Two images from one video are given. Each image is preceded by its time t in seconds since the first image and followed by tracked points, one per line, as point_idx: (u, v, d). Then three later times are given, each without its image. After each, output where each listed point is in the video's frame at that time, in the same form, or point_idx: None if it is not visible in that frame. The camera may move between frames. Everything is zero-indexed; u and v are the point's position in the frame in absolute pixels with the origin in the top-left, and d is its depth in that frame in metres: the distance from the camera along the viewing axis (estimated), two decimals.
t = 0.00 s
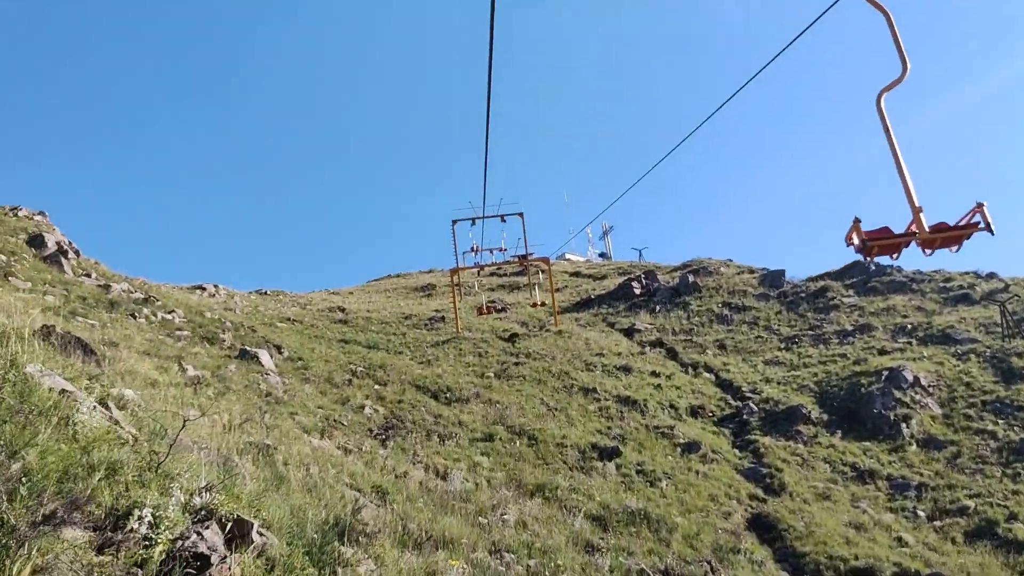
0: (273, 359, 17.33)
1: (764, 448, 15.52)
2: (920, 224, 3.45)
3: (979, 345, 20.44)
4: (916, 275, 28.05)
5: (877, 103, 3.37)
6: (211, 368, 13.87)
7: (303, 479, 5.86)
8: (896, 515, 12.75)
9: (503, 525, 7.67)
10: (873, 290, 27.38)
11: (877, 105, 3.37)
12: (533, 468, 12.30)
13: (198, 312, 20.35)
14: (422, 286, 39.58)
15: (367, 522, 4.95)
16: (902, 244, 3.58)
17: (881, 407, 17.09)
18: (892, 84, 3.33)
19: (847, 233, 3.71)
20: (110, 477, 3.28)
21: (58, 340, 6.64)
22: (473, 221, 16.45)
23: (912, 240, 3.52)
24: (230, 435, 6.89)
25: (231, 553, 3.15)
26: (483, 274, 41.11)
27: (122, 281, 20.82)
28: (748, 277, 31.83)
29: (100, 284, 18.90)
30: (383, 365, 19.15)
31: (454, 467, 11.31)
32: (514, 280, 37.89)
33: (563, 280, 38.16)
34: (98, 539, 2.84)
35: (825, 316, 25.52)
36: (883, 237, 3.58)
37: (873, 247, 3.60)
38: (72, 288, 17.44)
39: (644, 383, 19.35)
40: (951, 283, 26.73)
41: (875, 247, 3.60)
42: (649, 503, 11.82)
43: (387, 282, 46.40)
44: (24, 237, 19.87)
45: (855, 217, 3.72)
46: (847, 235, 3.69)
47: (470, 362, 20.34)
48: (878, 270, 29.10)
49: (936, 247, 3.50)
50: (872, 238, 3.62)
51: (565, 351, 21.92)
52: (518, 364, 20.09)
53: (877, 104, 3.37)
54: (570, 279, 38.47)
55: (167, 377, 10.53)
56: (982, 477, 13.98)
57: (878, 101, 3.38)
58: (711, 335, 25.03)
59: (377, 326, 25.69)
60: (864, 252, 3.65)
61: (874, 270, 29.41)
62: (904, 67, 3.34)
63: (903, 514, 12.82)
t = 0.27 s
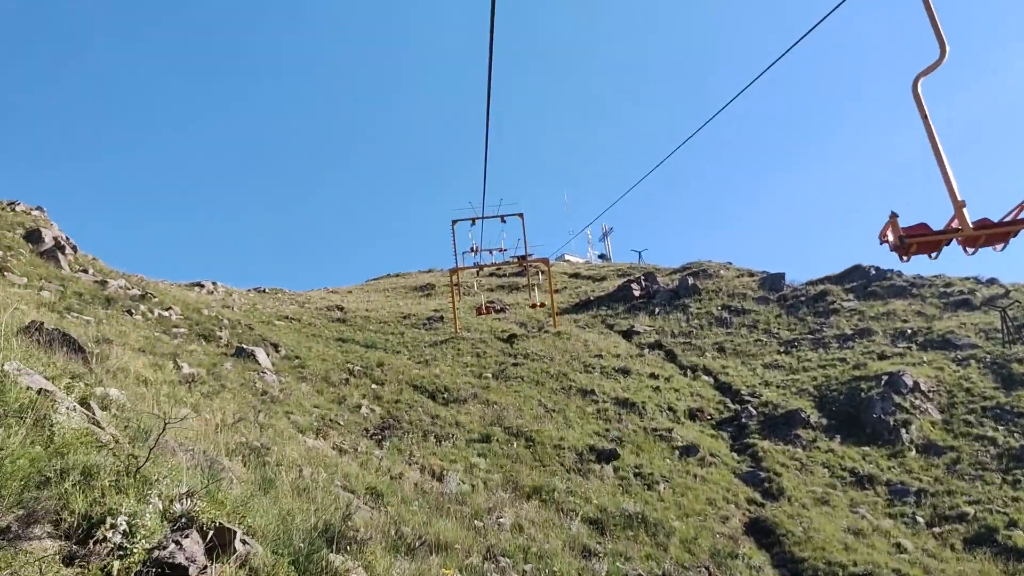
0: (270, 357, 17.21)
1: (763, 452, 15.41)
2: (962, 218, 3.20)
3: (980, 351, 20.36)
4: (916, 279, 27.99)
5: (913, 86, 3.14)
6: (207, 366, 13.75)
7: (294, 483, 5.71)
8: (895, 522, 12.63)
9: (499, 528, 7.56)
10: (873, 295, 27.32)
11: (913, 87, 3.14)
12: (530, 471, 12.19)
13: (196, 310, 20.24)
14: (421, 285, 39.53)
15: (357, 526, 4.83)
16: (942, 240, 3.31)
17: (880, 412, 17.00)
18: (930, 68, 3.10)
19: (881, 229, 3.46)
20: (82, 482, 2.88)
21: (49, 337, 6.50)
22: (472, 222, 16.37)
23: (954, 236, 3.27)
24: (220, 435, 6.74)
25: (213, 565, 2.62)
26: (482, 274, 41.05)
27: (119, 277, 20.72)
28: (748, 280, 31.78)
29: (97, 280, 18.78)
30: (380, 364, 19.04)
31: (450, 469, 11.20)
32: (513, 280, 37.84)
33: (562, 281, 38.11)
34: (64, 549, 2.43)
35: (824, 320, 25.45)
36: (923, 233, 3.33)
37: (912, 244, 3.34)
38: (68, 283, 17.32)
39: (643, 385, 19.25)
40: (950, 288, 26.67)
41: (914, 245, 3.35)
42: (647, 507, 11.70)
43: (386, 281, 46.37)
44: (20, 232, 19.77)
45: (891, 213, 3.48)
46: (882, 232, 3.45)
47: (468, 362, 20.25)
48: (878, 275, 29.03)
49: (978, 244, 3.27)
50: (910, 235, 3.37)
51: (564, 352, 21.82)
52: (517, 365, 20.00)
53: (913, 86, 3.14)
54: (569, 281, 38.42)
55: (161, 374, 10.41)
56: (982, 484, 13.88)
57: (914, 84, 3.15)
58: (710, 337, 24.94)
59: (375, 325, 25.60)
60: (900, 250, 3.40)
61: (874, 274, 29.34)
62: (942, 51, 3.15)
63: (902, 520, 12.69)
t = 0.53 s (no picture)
0: (267, 352, 17.09)
1: (763, 452, 15.31)
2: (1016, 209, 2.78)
3: (981, 353, 20.23)
4: (918, 280, 27.83)
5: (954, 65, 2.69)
6: (203, 360, 13.63)
7: (286, 481, 5.58)
8: (896, 524, 12.52)
9: (496, 529, 7.44)
10: (874, 295, 27.17)
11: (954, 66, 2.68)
12: (527, 469, 12.08)
13: (193, 303, 20.11)
14: (421, 281, 39.38)
15: (349, 526, 4.71)
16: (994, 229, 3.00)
17: (881, 413, 16.88)
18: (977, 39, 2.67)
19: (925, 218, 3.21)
20: (54, 483, 2.73)
21: (37, 328, 6.37)
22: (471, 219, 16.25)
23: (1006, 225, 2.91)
24: (212, 431, 6.62)
25: (194, 570, 2.54)
26: (482, 271, 40.89)
27: (116, 270, 20.59)
28: (749, 280, 31.63)
29: (94, 272, 18.64)
30: (378, 360, 18.91)
31: (447, 467, 11.09)
32: (513, 277, 37.67)
33: (562, 279, 37.95)
34: (31, 557, 2.28)
35: (825, 321, 25.31)
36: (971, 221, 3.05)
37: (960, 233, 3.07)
38: (65, 275, 17.19)
39: (642, 384, 19.13)
40: (952, 289, 26.51)
41: (962, 234, 3.08)
42: (645, 507, 11.59)
43: (386, 276, 46.22)
44: (16, 222, 19.64)
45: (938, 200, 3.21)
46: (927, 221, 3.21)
47: (467, 359, 20.12)
48: (880, 275, 28.88)
49: None
50: (958, 223, 3.10)
51: (563, 350, 21.69)
52: (516, 362, 19.87)
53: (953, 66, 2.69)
54: (569, 278, 38.27)
55: (154, 368, 10.29)
56: (983, 487, 13.76)
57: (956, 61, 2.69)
58: (711, 337, 24.81)
59: (374, 321, 25.46)
60: (947, 241, 3.13)
61: (875, 275, 29.18)
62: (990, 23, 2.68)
63: (902, 523, 12.58)
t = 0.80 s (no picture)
0: (265, 342, 16.96)
1: (764, 447, 15.21)
2: None
3: (984, 348, 20.10)
4: (920, 275, 27.66)
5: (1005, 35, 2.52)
6: (200, 350, 13.49)
7: (279, 476, 5.45)
8: (897, 520, 12.43)
9: (494, 524, 7.32)
10: (876, 290, 27.00)
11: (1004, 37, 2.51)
12: (527, 462, 11.97)
13: (191, 292, 19.95)
14: (421, 272, 39.19)
15: (343, 522, 4.58)
16: None
17: (883, 408, 16.77)
18: None
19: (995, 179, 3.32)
20: (27, 482, 2.59)
21: (26, 317, 6.21)
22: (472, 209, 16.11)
23: None
24: (206, 423, 6.47)
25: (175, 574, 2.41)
26: (482, 262, 40.72)
27: (113, 258, 20.41)
28: (750, 273, 31.46)
29: (91, 260, 18.48)
30: (377, 351, 18.78)
31: (445, 459, 10.98)
32: (513, 269, 37.49)
33: (563, 271, 37.77)
34: None
35: (827, 315, 25.16)
36: None
37: None
38: (62, 263, 17.03)
39: (642, 377, 19.01)
40: (955, 283, 26.34)
41: None
42: (645, 501, 11.49)
43: (386, 267, 46.04)
44: (13, 210, 19.45)
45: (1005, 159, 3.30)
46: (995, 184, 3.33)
47: (466, 351, 19.98)
48: (882, 269, 28.70)
49: None
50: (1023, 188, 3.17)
51: (563, 342, 21.56)
52: (516, 354, 19.74)
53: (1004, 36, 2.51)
54: (570, 270, 38.08)
55: (149, 358, 10.14)
56: (986, 483, 13.66)
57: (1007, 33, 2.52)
58: (711, 330, 24.67)
59: (373, 311, 25.31)
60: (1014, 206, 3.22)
61: (878, 269, 29.00)
62: None
63: (904, 519, 12.47)
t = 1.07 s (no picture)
0: (262, 329, 16.80)
1: (762, 440, 15.14)
2: None
3: (985, 343, 19.99)
4: (921, 269, 27.51)
5: None
6: (195, 336, 13.33)
7: (270, 466, 5.30)
8: (896, 515, 12.38)
9: (490, 516, 7.20)
10: (877, 283, 26.86)
11: None
12: (524, 453, 11.86)
13: (187, 278, 19.75)
14: (419, 261, 38.98)
15: (334, 514, 4.44)
16: None
17: (883, 402, 16.68)
18: None
19: None
20: None
21: (12, 301, 6.04)
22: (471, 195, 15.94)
23: None
24: (197, 411, 6.31)
25: (153, 572, 2.27)
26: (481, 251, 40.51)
27: (109, 243, 20.19)
28: (750, 266, 31.30)
29: (86, 244, 18.27)
30: (374, 339, 18.64)
31: (442, 450, 10.86)
32: (512, 258, 37.29)
33: (562, 261, 37.57)
34: None
35: (827, 308, 25.04)
36: None
37: None
38: (56, 247, 16.82)
39: (641, 368, 18.91)
40: (956, 278, 26.20)
41: None
42: (643, 494, 11.40)
43: (384, 255, 45.80)
44: (7, 192, 19.20)
45: None
46: None
47: (464, 340, 19.85)
48: (883, 263, 28.56)
49: None
50: None
51: (562, 333, 21.43)
52: (514, 344, 19.61)
53: None
54: (569, 261, 37.89)
55: (143, 344, 9.98)
56: (985, 479, 13.59)
57: None
58: (711, 322, 24.54)
59: (371, 300, 25.14)
60: None
61: (878, 262, 28.85)
62: None
63: (903, 515, 12.39)
